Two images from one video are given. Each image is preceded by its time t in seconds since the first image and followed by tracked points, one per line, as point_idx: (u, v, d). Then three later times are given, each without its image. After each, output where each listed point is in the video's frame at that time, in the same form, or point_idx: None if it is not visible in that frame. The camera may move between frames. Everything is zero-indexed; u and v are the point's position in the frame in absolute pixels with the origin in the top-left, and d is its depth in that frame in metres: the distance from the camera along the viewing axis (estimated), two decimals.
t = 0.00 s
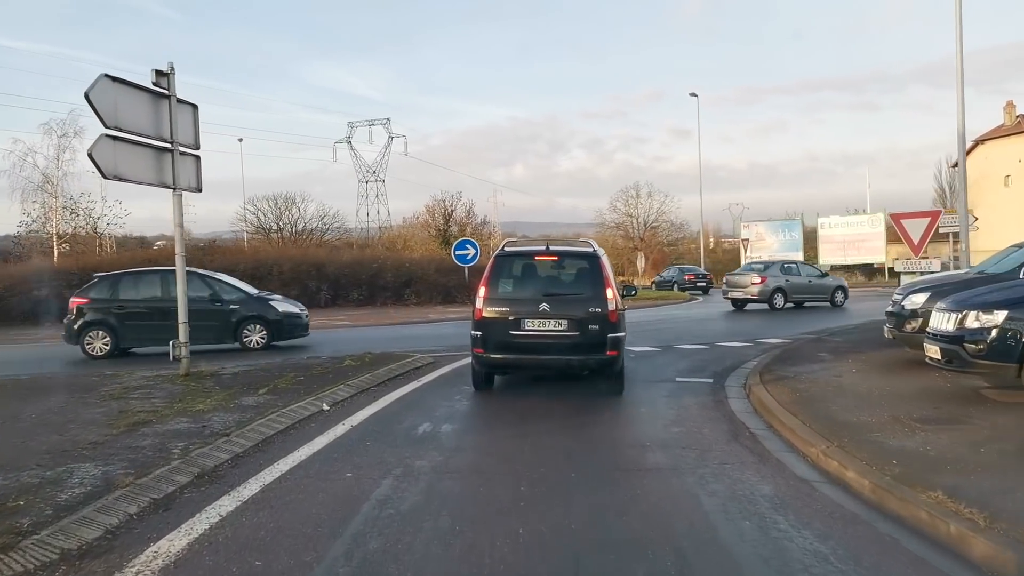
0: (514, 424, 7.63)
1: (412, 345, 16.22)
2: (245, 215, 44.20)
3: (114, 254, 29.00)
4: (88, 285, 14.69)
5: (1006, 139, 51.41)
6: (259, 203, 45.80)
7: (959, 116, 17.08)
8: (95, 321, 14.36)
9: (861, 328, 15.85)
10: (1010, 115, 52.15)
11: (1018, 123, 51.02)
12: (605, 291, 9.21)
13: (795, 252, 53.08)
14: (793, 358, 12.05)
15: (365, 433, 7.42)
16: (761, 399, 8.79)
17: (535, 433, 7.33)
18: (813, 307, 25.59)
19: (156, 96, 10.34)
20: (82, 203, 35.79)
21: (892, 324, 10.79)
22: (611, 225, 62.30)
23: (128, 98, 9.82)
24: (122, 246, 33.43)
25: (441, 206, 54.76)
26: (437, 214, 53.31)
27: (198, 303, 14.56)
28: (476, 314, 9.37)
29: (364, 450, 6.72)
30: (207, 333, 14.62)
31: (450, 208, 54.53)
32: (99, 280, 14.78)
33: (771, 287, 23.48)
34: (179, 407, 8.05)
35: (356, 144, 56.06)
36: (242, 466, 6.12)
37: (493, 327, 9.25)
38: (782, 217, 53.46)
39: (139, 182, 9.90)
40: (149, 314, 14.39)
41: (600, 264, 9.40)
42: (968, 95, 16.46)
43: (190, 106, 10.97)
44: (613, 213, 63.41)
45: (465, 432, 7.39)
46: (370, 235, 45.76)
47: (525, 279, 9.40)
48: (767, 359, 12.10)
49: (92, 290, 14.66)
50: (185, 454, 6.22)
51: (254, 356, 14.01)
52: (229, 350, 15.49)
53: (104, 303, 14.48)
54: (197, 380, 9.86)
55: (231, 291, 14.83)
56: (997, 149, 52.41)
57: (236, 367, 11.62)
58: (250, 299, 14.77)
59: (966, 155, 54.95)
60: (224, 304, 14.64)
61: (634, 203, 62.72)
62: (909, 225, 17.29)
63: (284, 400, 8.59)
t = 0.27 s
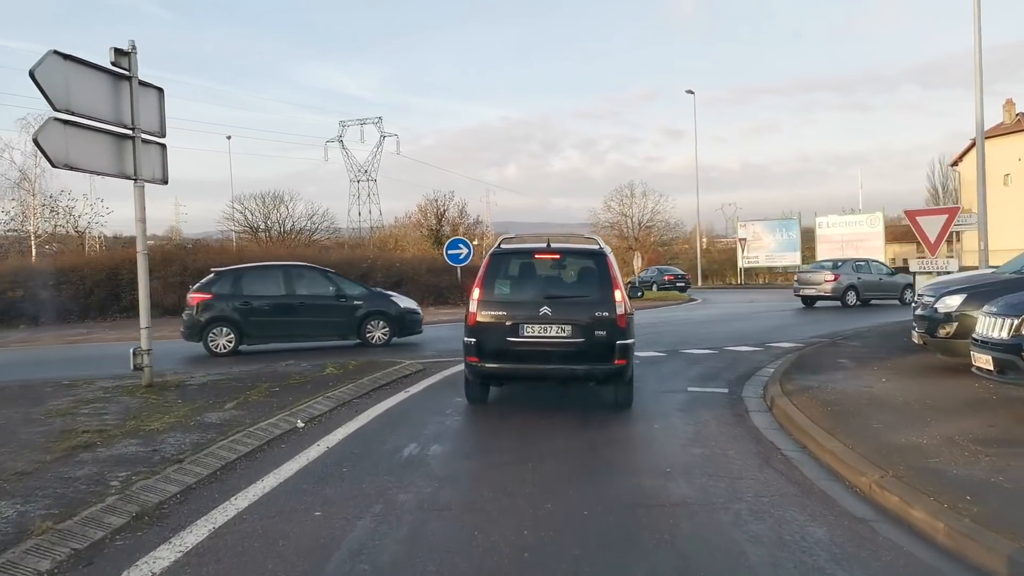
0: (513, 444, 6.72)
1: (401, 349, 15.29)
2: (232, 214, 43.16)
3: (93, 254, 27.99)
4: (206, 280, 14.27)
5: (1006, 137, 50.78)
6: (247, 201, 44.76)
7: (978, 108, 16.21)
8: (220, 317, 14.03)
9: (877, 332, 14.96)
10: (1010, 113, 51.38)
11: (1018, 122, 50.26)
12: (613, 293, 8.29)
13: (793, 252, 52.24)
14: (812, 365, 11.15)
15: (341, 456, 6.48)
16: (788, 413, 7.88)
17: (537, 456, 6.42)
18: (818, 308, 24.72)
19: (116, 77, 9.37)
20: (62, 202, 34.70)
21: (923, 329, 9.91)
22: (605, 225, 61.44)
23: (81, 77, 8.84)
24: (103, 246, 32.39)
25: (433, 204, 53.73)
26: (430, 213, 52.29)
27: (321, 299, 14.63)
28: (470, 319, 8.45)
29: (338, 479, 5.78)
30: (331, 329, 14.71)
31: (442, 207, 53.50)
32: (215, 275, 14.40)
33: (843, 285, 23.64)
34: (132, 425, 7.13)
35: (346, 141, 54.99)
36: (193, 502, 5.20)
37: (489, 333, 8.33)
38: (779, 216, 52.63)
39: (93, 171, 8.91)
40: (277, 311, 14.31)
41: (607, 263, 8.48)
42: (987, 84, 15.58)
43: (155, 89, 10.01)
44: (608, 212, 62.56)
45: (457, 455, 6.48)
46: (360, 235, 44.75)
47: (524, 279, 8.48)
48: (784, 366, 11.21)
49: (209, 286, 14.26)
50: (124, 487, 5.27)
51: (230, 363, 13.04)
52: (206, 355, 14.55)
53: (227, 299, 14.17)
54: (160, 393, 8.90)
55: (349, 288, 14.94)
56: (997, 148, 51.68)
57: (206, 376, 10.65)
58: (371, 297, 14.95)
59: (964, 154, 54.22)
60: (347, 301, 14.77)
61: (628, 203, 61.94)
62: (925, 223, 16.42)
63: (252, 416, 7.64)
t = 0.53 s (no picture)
0: (512, 469, 5.84)
1: (389, 354, 14.37)
2: (218, 212, 42.11)
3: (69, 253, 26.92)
4: (335, 274, 14.32)
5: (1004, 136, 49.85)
6: (233, 200, 43.69)
7: (996, 99, 15.40)
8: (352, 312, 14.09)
9: (891, 335, 14.16)
10: (1009, 112, 50.49)
11: (1018, 120, 49.50)
12: (623, 295, 7.42)
13: (790, 251, 51.46)
14: (833, 372, 10.29)
15: (311, 484, 5.58)
16: (820, 428, 7.00)
17: (539, 484, 5.54)
18: (823, 310, 23.88)
19: (69, 55, 8.45)
20: (40, 200, 33.58)
21: (956, 333, 9.12)
22: (599, 225, 60.62)
23: (27, 54, 7.92)
24: (81, 245, 31.32)
25: (425, 203, 52.73)
26: (421, 212, 51.37)
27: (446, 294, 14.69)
28: (461, 323, 7.56)
29: (305, 515, 4.89)
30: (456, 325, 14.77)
31: (434, 205, 52.50)
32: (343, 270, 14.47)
33: (916, 282, 24.40)
34: (73, 448, 6.22)
35: (337, 138, 53.97)
36: (124, 550, 4.29)
37: (482, 339, 7.45)
38: (776, 215, 51.80)
39: (39, 157, 7.99)
40: (407, 306, 14.39)
41: (615, 262, 7.62)
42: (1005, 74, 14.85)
43: (115, 70, 9.11)
44: (601, 211, 61.74)
45: (446, 482, 5.59)
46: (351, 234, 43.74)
47: (522, 279, 7.61)
48: (802, 373, 10.34)
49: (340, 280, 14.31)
50: (44, 530, 4.37)
51: (203, 369, 12.11)
52: (179, 361, 13.60)
53: (358, 294, 14.24)
54: (115, 406, 7.98)
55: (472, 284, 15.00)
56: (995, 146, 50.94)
57: (173, 384, 9.72)
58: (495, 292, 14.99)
59: (963, 152, 53.38)
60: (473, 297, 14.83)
61: (623, 202, 61.14)
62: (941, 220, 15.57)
63: (214, 434, 6.74)
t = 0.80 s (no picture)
0: (508, 501, 5.04)
1: (375, 359, 13.51)
2: (203, 211, 41.09)
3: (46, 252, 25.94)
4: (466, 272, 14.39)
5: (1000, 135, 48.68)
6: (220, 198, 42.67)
7: (1014, 91, 14.66)
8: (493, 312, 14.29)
9: (907, 340, 13.40)
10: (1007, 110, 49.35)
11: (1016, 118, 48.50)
12: (632, 297, 6.62)
13: (786, 251, 50.68)
14: (855, 380, 9.51)
15: (273, 520, 4.78)
16: (856, 447, 6.24)
17: (542, 521, 4.73)
18: (826, 311, 23.08)
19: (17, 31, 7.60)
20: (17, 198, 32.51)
21: (992, 340, 8.36)
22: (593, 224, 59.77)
23: None
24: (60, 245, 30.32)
25: (416, 203, 51.79)
26: (413, 212, 50.40)
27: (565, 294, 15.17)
28: (452, 330, 6.75)
29: (261, 563, 4.09)
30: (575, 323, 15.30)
31: (425, 205, 51.56)
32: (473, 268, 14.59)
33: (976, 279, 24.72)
34: (2, 476, 5.40)
35: (326, 136, 52.99)
36: None
37: (475, 348, 6.65)
38: (772, 215, 51.02)
39: None
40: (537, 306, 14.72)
41: (624, 260, 6.81)
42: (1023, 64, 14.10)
43: (70, 50, 8.26)
44: (595, 211, 60.91)
45: (432, 518, 4.79)
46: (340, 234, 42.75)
47: (520, 279, 6.80)
48: (822, 381, 9.55)
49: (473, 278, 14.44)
50: None
51: (173, 377, 11.27)
52: (152, 368, 12.75)
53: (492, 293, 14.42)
54: (63, 423, 7.15)
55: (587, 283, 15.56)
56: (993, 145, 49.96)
57: (135, 395, 8.89)
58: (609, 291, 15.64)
59: (961, 151, 52.60)
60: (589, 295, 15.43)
61: (617, 202, 60.32)
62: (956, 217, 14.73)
63: (168, 458, 5.93)
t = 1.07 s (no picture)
0: (501, 541, 4.31)
1: (359, 365, 12.75)
2: (188, 210, 40.15)
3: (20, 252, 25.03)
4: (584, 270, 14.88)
5: (997, 133, 48.19)
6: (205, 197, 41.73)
7: None
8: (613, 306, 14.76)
9: (920, 344, 12.71)
10: (1002, 110, 48.90)
11: (1011, 117, 48.03)
12: (642, 300, 5.90)
13: (780, 251, 50.07)
14: (876, 387, 8.80)
15: (223, 567, 4.02)
16: (895, 471, 5.53)
17: (542, 568, 3.98)
18: (827, 313, 22.41)
19: None
20: None
21: None
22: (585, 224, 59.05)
23: None
24: (37, 245, 29.38)
25: (407, 203, 50.97)
26: (403, 211, 49.54)
27: (672, 289, 15.72)
28: (438, 337, 6.01)
29: None
30: (681, 318, 15.83)
31: (416, 205, 50.76)
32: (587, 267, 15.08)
33: None
34: None
35: (315, 135, 52.15)
36: None
37: (464, 358, 5.92)
38: (766, 215, 50.42)
39: None
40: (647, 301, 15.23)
41: (632, 259, 6.10)
42: None
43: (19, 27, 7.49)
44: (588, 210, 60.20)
45: (412, 563, 4.05)
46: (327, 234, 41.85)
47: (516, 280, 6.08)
48: (840, 390, 8.84)
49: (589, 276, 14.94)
50: None
51: (140, 386, 10.49)
52: (120, 375, 11.95)
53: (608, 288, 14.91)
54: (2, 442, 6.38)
55: (687, 279, 16.13)
56: (988, 144, 49.47)
57: (92, 408, 8.11)
58: (708, 285, 16.28)
59: (956, 150, 52.10)
60: (693, 291, 16.05)
61: (609, 201, 59.63)
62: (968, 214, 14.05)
63: (111, 487, 5.17)
